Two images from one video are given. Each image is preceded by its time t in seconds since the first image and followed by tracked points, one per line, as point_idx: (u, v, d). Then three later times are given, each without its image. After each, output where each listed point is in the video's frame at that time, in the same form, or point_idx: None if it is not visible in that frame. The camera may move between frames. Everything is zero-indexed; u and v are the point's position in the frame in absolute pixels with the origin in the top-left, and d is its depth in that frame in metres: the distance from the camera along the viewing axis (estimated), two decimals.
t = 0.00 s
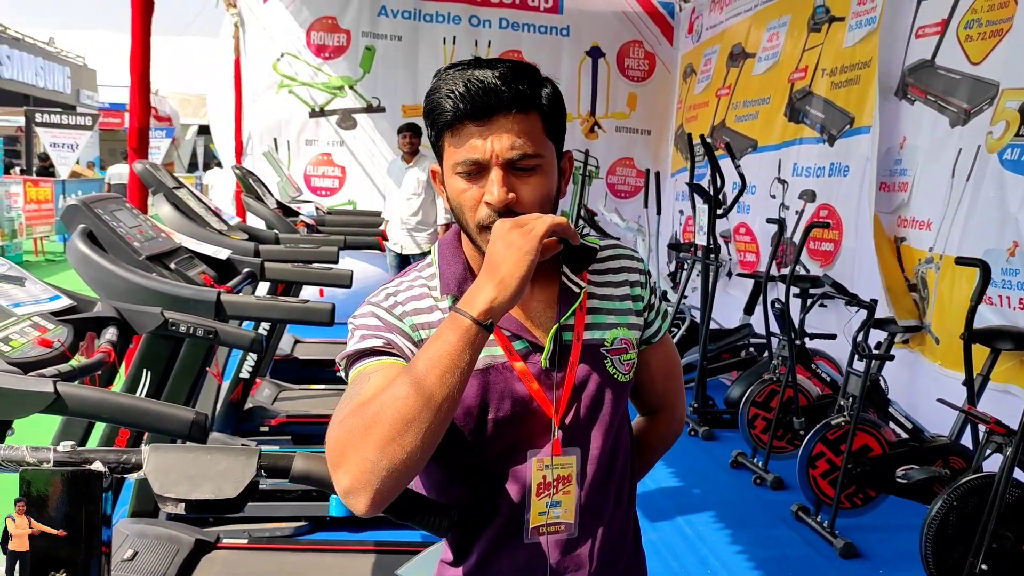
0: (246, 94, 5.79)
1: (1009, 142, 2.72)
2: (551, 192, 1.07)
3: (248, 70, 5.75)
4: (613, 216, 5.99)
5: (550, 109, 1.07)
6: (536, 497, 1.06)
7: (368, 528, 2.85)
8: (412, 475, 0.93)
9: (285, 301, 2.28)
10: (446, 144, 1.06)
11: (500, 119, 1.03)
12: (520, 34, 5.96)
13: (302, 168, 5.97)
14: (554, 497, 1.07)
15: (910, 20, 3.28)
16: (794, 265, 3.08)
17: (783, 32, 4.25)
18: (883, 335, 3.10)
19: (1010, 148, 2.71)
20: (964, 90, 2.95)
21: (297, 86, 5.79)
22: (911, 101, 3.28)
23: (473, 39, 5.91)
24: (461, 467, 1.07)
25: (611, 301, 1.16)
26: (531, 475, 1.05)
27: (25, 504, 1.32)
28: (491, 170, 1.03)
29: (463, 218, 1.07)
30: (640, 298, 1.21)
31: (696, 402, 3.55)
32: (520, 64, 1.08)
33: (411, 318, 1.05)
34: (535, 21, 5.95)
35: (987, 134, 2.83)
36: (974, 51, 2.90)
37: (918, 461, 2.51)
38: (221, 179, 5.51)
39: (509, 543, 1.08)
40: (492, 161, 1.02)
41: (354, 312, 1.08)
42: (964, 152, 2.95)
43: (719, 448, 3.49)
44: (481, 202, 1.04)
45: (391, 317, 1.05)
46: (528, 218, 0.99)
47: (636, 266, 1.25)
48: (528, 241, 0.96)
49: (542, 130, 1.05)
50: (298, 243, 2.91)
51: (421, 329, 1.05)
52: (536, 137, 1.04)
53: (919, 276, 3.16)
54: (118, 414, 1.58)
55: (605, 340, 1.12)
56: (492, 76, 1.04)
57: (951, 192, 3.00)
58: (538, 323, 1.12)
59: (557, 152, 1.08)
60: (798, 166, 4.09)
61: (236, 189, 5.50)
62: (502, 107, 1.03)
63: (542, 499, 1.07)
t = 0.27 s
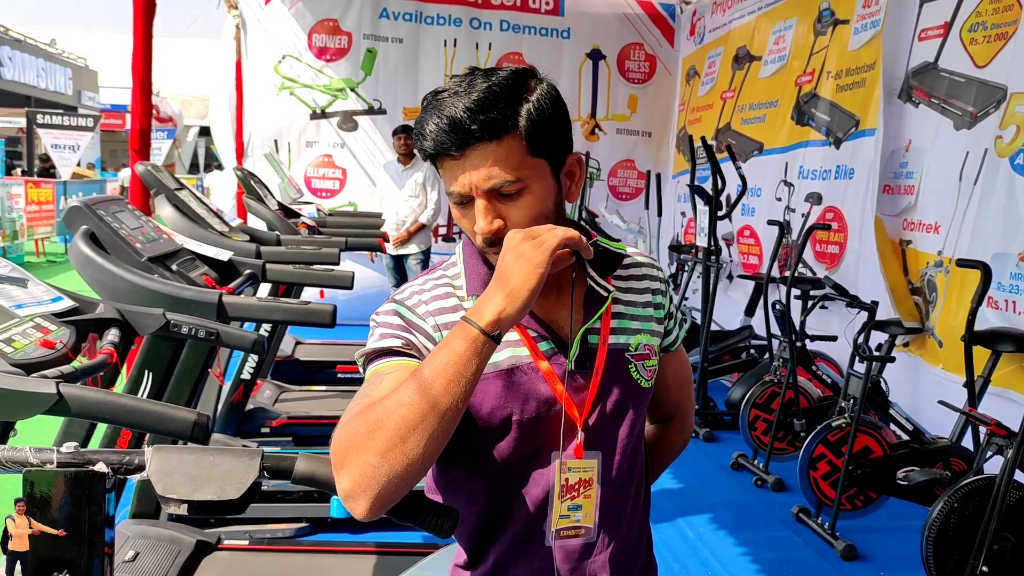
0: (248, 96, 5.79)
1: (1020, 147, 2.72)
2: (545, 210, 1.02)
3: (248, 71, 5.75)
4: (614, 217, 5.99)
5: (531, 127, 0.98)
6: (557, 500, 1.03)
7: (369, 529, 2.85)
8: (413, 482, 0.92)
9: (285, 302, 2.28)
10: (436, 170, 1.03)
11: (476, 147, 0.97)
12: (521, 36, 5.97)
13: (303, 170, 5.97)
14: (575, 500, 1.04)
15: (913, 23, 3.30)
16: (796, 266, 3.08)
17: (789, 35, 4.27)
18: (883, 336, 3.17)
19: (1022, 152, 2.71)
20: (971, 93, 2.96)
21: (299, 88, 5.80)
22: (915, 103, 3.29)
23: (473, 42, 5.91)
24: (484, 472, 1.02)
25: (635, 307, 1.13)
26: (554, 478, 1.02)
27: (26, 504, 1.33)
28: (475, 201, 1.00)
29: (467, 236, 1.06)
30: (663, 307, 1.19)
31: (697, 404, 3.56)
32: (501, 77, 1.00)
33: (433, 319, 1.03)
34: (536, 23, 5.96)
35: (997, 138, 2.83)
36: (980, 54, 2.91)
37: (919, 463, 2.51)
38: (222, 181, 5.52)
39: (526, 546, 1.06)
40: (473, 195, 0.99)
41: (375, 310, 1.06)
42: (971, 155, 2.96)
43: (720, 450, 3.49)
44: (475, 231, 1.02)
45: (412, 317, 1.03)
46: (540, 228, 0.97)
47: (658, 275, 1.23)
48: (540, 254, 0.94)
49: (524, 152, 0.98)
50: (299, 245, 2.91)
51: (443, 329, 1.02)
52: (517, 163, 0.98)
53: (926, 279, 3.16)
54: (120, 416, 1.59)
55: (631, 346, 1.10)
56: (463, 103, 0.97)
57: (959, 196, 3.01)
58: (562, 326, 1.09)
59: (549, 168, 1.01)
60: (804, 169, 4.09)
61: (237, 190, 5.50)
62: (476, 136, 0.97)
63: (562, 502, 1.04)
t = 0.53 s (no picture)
0: (247, 98, 5.80)
1: None
2: (576, 208, 1.02)
3: (248, 72, 5.76)
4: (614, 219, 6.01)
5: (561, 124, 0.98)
6: (571, 503, 1.03)
7: (369, 529, 2.85)
8: (417, 477, 0.93)
9: (285, 303, 2.29)
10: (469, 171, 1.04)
11: (506, 145, 0.98)
12: (520, 38, 5.98)
13: (303, 171, 5.98)
14: (591, 506, 1.04)
15: (913, 26, 3.32)
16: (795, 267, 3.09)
17: (792, 37, 4.29)
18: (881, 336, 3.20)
19: None
20: (974, 95, 2.98)
21: (298, 90, 5.81)
22: (917, 105, 3.31)
23: (473, 43, 5.93)
24: (502, 471, 1.02)
25: (665, 315, 1.12)
26: (570, 481, 1.02)
27: (24, 504, 1.32)
28: (504, 199, 0.99)
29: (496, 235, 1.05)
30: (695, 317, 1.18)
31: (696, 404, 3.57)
32: (530, 76, 1.00)
33: (456, 317, 1.03)
34: (535, 25, 5.97)
35: (1004, 142, 2.83)
36: (983, 57, 2.93)
37: (917, 463, 2.52)
38: (222, 181, 5.52)
39: (539, 546, 1.05)
40: (502, 192, 0.99)
41: (399, 305, 1.06)
42: (976, 157, 2.97)
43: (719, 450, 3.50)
44: (505, 230, 1.02)
45: (435, 313, 1.03)
46: (556, 235, 0.96)
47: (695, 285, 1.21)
48: (552, 261, 0.93)
49: (555, 149, 0.98)
50: (299, 245, 2.92)
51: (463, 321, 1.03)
52: (548, 160, 0.98)
53: (930, 281, 3.16)
54: (120, 415, 1.59)
55: (657, 354, 1.09)
56: (492, 103, 0.98)
57: (965, 198, 3.01)
58: (590, 330, 1.09)
59: (579, 166, 1.01)
60: (809, 171, 4.09)
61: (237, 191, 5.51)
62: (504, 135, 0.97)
63: (578, 507, 1.04)
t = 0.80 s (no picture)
0: (243, 98, 5.79)
1: None
2: (630, 198, 1.01)
3: (244, 73, 5.76)
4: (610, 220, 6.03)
5: (617, 111, 0.99)
6: (596, 506, 1.01)
7: (365, 530, 2.84)
8: (452, 450, 0.95)
9: (282, 303, 2.29)
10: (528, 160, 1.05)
11: (561, 134, 0.99)
12: (516, 39, 5.99)
13: (299, 172, 5.97)
14: (617, 510, 1.01)
15: (911, 28, 3.35)
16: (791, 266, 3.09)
17: (792, 38, 4.32)
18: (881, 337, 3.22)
19: None
20: (976, 97, 3.00)
21: (295, 91, 5.81)
22: (917, 107, 3.32)
23: (470, 45, 5.94)
24: (532, 462, 1.02)
25: (717, 326, 1.05)
26: (593, 482, 1.00)
27: (24, 504, 1.32)
28: (557, 184, 1.00)
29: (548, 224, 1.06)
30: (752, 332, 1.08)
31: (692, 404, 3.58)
32: (589, 68, 1.01)
33: (500, 301, 1.04)
34: (531, 26, 5.98)
35: (1011, 144, 2.82)
36: (984, 58, 2.95)
37: (912, 463, 2.53)
38: (218, 182, 5.52)
39: (557, 548, 1.03)
40: (555, 176, 1.00)
41: (451, 285, 1.10)
42: (979, 159, 2.98)
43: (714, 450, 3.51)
44: (557, 218, 1.02)
45: (480, 294, 1.05)
46: (597, 221, 0.92)
47: (757, 298, 1.10)
48: (590, 249, 0.89)
49: (610, 136, 0.98)
50: (295, 245, 2.92)
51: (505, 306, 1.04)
52: (602, 146, 0.98)
53: (934, 282, 3.16)
54: (116, 415, 1.58)
55: (700, 363, 1.02)
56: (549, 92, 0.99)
57: (969, 200, 3.02)
58: (634, 331, 1.06)
59: (635, 156, 1.01)
60: (810, 172, 4.11)
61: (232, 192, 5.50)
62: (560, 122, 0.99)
63: (603, 510, 1.01)
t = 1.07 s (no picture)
0: (235, 99, 5.77)
1: None
2: (689, 190, 1.02)
3: (236, 73, 5.74)
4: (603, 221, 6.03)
5: (676, 102, 0.99)
6: (633, 494, 1.06)
7: (357, 530, 2.84)
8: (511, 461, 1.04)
9: (272, 303, 2.27)
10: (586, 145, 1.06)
11: (624, 121, 1.00)
12: (508, 40, 6.00)
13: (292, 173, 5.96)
14: (656, 500, 1.06)
15: (907, 29, 3.36)
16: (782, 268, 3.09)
17: (788, 39, 4.32)
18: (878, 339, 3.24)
19: None
20: (973, 98, 3.01)
21: (288, 91, 5.80)
22: (914, 109, 3.32)
23: (462, 45, 5.95)
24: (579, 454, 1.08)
25: (776, 325, 1.08)
26: (633, 470, 1.06)
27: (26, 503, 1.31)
28: (614, 175, 1.02)
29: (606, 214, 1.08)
30: (818, 334, 1.09)
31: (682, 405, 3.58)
32: (657, 53, 1.01)
33: (553, 288, 1.11)
34: (524, 27, 5.99)
35: (1013, 146, 2.82)
36: (981, 59, 2.96)
37: (903, 463, 2.53)
38: (210, 182, 5.50)
39: (597, 535, 1.07)
40: (612, 168, 1.01)
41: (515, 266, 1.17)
42: (978, 160, 2.99)
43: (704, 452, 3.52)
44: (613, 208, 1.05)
45: (536, 282, 1.12)
46: (633, 250, 0.96)
47: (827, 301, 1.10)
48: (623, 283, 0.93)
49: (668, 128, 0.99)
50: (286, 246, 2.92)
51: (558, 298, 1.10)
52: (659, 138, 0.99)
53: (935, 283, 3.14)
54: (102, 416, 1.58)
55: (751, 359, 1.07)
56: (615, 77, 1.00)
57: (970, 202, 3.02)
58: (689, 321, 1.11)
59: (694, 148, 1.01)
60: (811, 172, 4.10)
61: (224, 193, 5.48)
62: (624, 108, 0.99)
63: (642, 499, 1.06)
